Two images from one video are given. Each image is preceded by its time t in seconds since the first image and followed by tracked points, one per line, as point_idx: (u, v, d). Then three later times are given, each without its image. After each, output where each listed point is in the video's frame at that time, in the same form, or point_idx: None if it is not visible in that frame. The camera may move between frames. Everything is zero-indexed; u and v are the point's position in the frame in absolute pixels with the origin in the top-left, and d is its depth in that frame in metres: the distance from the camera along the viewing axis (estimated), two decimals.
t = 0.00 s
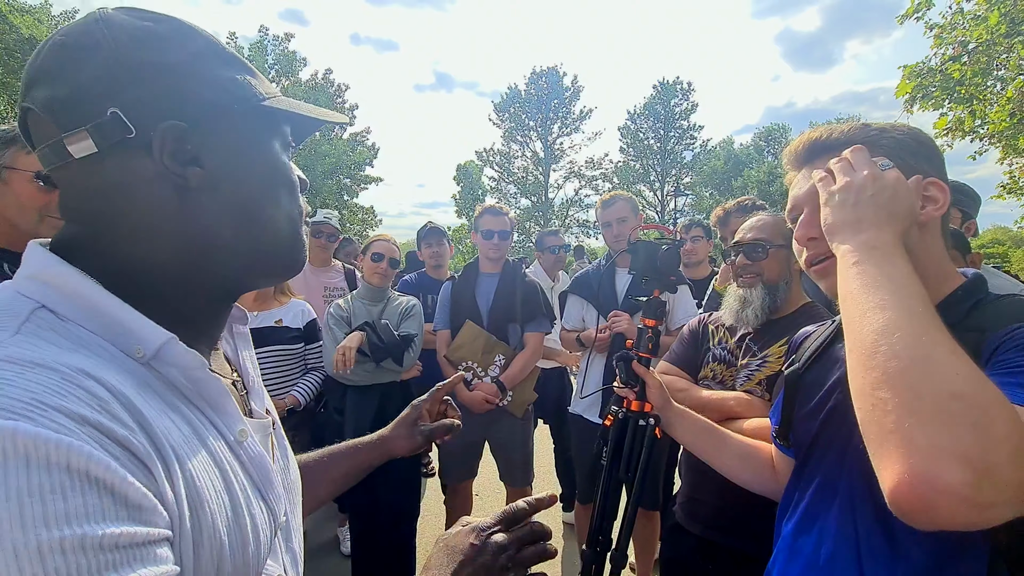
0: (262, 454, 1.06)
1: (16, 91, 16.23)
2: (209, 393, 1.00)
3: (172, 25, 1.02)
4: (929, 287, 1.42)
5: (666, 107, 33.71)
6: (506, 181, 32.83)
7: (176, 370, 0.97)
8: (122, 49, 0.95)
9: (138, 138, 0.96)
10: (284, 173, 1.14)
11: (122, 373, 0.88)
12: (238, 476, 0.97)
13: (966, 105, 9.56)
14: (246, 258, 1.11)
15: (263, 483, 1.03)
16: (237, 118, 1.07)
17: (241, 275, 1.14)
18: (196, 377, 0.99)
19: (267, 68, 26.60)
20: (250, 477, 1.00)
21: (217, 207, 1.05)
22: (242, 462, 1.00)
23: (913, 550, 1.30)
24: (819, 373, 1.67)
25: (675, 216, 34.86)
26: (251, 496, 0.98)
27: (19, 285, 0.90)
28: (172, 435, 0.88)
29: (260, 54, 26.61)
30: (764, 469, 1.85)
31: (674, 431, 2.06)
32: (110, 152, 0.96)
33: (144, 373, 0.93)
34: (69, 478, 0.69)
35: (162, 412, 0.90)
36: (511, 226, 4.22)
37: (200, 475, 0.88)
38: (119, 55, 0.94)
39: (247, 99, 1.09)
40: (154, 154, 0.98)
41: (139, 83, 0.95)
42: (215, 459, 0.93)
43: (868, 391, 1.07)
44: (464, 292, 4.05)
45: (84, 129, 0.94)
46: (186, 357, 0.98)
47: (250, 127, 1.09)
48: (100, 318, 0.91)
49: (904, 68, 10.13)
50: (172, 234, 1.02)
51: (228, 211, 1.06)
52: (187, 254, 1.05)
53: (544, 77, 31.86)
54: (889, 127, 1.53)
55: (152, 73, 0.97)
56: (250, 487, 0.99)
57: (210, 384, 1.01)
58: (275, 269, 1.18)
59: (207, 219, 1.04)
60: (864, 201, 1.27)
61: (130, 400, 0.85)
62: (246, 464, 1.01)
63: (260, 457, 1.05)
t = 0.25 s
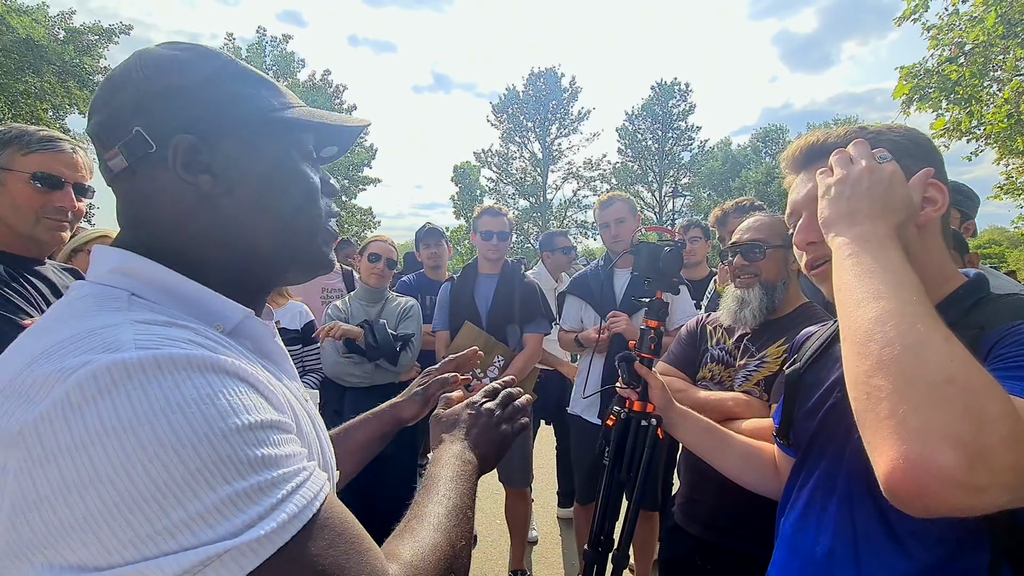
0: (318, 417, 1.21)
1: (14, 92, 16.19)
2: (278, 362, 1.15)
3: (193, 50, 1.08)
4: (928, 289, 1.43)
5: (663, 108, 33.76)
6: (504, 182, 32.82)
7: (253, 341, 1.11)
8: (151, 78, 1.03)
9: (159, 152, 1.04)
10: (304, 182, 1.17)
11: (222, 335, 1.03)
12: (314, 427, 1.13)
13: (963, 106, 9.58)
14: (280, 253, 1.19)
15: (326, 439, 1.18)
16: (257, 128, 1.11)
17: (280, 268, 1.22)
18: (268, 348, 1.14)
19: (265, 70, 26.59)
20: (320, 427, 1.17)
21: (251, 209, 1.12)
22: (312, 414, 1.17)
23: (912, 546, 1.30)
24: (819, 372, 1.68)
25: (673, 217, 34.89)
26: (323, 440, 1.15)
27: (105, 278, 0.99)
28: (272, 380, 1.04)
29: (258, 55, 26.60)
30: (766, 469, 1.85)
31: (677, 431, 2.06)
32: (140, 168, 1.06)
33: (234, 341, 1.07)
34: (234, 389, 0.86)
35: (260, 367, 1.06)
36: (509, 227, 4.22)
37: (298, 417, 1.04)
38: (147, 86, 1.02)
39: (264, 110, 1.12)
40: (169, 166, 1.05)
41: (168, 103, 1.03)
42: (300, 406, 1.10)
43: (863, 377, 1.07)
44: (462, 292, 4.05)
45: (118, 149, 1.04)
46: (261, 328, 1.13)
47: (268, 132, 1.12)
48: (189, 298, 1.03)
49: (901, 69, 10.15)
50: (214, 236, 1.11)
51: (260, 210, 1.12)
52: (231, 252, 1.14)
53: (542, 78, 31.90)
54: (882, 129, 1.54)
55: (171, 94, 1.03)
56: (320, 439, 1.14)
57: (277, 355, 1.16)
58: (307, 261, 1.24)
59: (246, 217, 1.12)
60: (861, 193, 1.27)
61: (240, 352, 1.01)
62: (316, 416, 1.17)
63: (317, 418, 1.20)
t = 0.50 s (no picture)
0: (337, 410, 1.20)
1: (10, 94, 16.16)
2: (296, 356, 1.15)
3: (213, 69, 1.06)
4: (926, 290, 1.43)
5: (661, 109, 33.82)
6: (502, 183, 32.82)
7: (271, 334, 1.12)
8: (175, 106, 1.04)
9: (186, 178, 1.06)
10: (331, 197, 1.15)
11: (240, 323, 1.04)
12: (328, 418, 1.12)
13: (960, 108, 9.61)
14: (316, 263, 1.17)
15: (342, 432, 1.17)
16: (275, 144, 1.07)
17: (315, 278, 1.20)
18: (287, 342, 1.14)
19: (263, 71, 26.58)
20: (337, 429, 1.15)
21: (280, 223, 1.10)
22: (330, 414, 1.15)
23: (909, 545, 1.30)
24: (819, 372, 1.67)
25: (671, 218, 34.93)
26: (338, 440, 1.13)
27: (144, 276, 1.04)
28: (287, 375, 1.04)
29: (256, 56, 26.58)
30: (766, 470, 1.84)
31: (677, 431, 2.06)
32: (175, 192, 1.09)
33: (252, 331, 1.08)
34: (232, 373, 0.86)
35: (274, 355, 1.06)
36: (507, 228, 4.21)
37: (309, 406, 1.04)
38: (171, 116, 1.04)
39: (285, 122, 1.09)
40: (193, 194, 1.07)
41: (193, 130, 1.03)
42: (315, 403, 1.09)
43: (853, 365, 1.07)
44: (460, 294, 4.04)
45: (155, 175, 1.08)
46: (279, 322, 1.12)
47: (290, 147, 1.09)
48: (213, 292, 1.05)
49: (898, 71, 10.19)
50: (249, 252, 1.12)
51: (286, 222, 1.10)
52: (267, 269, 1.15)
53: (540, 79, 31.93)
54: (892, 123, 1.53)
55: (191, 119, 1.03)
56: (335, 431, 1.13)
57: (297, 350, 1.16)
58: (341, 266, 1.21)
59: (279, 230, 1.11)
60: (863, 189, 1.26)
61: (258, 346, 1.03)
62: (332, 417, 1.16)
63: (334, 413, 1.19)
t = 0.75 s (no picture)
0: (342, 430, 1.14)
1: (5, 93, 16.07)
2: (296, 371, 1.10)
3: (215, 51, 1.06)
4: (917, 288, 1.43)
5: (658, 109, 33.83)
6: (500, 183, 32.80)
7: (268, 350, 1.06)
8: (178, 93, 1.06)
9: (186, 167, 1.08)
10: (335, 184, 1.12)
11: (228, 343, 1.00)
12: (326, 440, 1.08)
13: (957, 107, 9.62)
14: (312, 255, 1.14)
15: (347, 450, 1.13)
16: (275, 127, 1.06)
17: (313, 274, 1.17)
18: (286, 356, 1.08)
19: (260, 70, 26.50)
20: (337, 448, 1.11)
21: (274, 212, 1.09)
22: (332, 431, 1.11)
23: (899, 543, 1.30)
24: (816, 370, 1.64)
25: (668, 217, 34.95)
26: (336, 462, 1.09)
27: (148, 282, 1.06)
28: (272, 401, 1.00)
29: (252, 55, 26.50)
30: (764, 470, 1.84)
31: (676, 431, 2.05)
32: (178, 182, 1.12)
33: (246, 348, 1.04)
34: (190, 417, 0.82)
35: (263, 378, 1.02)
36: (504, 227, 4.20)
37: (296, 433, 1.00)
38: (174, 106, 1.06)
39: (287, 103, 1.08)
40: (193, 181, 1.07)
41: (195, 113, 1.04)
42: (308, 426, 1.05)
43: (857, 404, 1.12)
44: (457, 293, 4.03)
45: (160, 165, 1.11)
46: (276, 338, 1.07)
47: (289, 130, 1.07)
48: (210, 304, 1.04)
49: (895, 70, 10.21)
50: (246, 241, 1.11)
51: (287, 211, 1.09)
52: (261, 261, 1.12)
53: (537, 79, 31.92)
54: (897, 123, 1.52)
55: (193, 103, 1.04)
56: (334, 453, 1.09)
57: (297, 364, 1.10)
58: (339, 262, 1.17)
59: (276, 219, 1.09)
60: (846, 215, 1.31)
61: (243, 371, 0.98)
62: (334, 435, 1.11)
63: (339, 432, 1.12)
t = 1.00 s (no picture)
0: (343, 446, 1.07)
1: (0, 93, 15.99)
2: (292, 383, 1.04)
3: (223, 28, 1.00)
4: (910, 284, 1.41)
5: (656, 108, 33.86)
6: (497, 182, 32.78)
7: (261, 361, 1.01)
8: (177, 71, 0.99)
9: (185, 157, 1.02)
10: (349, 180, 1.07)
11: (214, 356, 0.95)
12: (321, 459, 1.02)
13: (952, 107, 9.65)
14: (319, 252, 1.08)
15: (347, 468, 1.08)
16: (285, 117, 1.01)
17: (320, 274, 1.12)
18: (281, 367, 1.03)
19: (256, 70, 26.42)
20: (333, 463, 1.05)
21: (279, 206, 1.03)
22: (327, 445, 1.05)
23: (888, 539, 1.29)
24: (807, 368, 1.66)
25: (666, 217, 34.98)
26: (331, 478, 1.03)
27: (137, 286, 1.02)
28: (258, 418, 0.94)
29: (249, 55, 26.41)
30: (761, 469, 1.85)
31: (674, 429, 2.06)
32: (174, 173, 1.06)
33: (236, 360, 0.98)
34: (158, 443, 0.77)
35: (252, 394, 0.97)
36: (501, 227, 4.19)
37: (285, 454, 0.94)
38: (178, 90, 0.99)
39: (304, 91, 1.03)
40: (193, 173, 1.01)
41: (192, 96, 0.98)
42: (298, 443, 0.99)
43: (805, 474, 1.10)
44: (453, 293, 4.02)
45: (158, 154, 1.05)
46: (270, 349, 1.02)
47: (303, 120, 1.02)
48: (200, 312, 0.99)
49: (891, 70, 10.24)
50: (244, 235, 1.05)
51: (297, 209, 1.04)
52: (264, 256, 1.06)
53: (535, 78, 31.91)
54: (901, 121, 1.53)
55: (194, 85, 0.98)
56: (331, 472, 1.04)
57: (293, 375, 1.05)
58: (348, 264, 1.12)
59: (284, 214, 1.04)
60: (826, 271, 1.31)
61: (228, 387, 0.93)
62: (331, 448, 1.05)
63: (341, 447, 1.07)
